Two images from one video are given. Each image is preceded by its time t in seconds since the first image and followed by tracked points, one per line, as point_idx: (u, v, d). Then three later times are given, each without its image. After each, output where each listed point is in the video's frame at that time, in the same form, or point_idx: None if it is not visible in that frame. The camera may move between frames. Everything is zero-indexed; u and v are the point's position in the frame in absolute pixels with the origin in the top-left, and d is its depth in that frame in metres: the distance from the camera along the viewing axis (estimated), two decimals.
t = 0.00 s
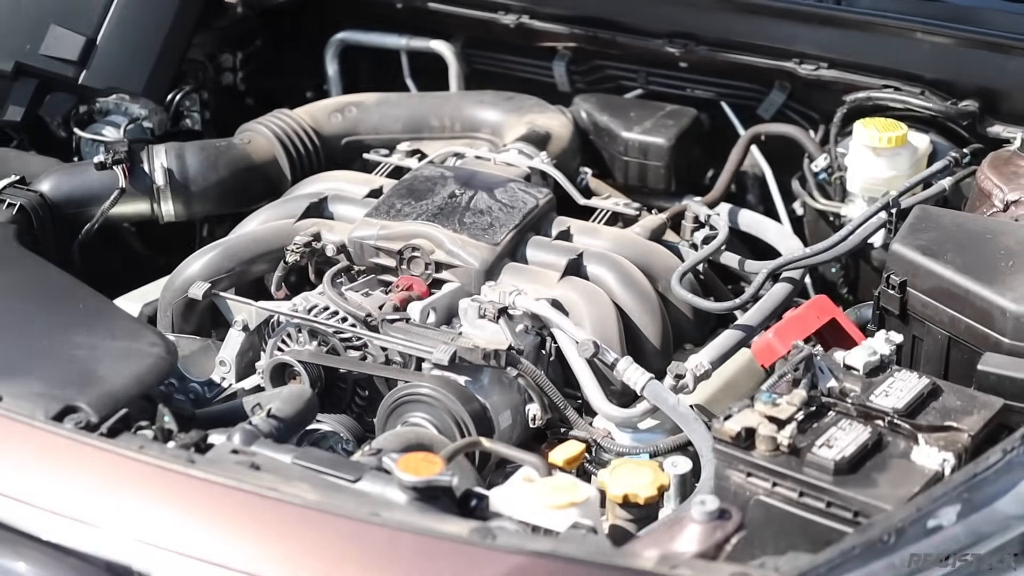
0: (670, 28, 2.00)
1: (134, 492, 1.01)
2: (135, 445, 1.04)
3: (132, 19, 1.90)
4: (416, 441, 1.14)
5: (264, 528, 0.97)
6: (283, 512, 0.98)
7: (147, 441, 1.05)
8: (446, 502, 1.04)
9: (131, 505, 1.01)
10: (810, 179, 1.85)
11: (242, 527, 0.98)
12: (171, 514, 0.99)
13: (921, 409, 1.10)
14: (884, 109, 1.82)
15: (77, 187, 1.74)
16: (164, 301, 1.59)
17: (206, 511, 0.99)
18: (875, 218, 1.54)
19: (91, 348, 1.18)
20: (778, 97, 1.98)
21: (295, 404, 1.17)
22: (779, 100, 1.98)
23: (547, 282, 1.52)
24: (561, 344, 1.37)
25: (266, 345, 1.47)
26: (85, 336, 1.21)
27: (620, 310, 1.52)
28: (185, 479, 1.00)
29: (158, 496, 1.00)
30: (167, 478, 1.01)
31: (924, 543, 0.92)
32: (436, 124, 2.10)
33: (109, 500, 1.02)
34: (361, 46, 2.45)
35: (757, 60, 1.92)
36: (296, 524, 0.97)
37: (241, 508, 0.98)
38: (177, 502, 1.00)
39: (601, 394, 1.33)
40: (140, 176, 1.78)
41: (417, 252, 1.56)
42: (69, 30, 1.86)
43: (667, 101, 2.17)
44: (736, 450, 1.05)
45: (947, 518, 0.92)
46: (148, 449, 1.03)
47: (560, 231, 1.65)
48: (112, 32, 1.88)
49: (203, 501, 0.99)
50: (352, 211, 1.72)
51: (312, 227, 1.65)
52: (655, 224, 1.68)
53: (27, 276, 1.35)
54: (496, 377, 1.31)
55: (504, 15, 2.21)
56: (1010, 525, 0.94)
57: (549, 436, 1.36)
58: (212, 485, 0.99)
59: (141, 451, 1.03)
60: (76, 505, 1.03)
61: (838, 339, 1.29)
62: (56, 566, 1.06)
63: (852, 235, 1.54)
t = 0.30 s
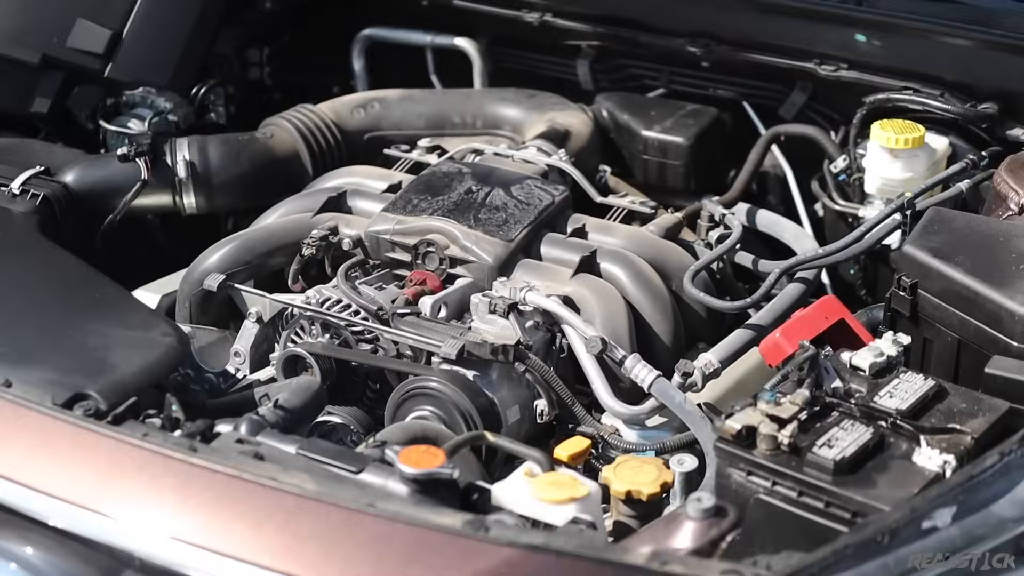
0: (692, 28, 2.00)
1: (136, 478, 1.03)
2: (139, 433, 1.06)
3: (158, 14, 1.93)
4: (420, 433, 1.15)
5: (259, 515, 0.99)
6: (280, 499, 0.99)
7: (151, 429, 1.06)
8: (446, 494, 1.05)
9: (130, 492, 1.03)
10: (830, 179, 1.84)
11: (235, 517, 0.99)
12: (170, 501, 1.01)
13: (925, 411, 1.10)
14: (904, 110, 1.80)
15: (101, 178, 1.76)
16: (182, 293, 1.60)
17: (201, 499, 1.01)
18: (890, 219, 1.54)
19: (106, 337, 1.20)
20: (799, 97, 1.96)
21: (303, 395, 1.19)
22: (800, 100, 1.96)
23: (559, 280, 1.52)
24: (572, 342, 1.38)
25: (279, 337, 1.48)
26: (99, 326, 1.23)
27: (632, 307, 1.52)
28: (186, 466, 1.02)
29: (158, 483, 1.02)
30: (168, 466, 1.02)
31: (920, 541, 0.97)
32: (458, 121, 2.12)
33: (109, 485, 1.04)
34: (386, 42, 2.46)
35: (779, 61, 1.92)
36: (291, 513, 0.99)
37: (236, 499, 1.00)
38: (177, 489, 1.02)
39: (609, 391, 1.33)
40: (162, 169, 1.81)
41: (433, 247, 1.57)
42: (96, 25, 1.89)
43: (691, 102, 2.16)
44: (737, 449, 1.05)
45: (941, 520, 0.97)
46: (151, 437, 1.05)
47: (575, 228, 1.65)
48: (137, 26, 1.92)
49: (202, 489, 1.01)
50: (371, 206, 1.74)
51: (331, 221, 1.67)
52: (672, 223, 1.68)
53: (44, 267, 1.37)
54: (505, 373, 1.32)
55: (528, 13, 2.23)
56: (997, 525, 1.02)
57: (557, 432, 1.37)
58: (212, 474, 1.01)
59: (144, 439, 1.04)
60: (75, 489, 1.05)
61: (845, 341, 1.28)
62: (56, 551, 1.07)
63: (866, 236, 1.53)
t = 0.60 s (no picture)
0: (714, 24, 1.98)
1: (130, 469, 1.03)
2: (138, 424, 1.07)
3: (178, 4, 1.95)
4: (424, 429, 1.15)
5: (249, 506, 0.99)
6: (272, 494, 0.99)
7: (149, 420, 1.07)
8: (446, 490, 1.04)
9: (124, 481, 1.03)
10: (852, 179, 1.82)
11: (228, 505, 0.99)
12: (163, 491, 1.01)
13: (936, 415, 1.09)
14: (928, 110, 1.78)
15: (118, 168, 1.77)
16: (195, 284, 1.60)
17: (192, 490, 1.01)
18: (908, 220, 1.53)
19: (113, 328, 1.21)
20: (822, 96, 1.94)
21: (307, 390, 1.18)
22: (823, 99, 1.94)
23: (572, 277, 1.50)
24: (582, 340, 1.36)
25: (289, 330, 1.48)
26: (108, 316, 1.23)
27: (646, 305, 1.51)
28: (179, 458, 1.03)
29: (149, 472, 1.03)
30: (162, 457, 1.03)
31: (931, 554, 0.98)
32: (478, 116, 2.10)
33: (102, 472, 1.04)
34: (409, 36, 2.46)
35: (801, 59, 1.90)
36: (284, 507, 0.99)
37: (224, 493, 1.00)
38: (170, 480, 1.02)
39: (618, 390, 1.31)
40: (180, 161, 1.81)
41: (446, 242, 1.57)
42: (117, 15, 1.91)
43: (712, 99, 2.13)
44: (742, 450, 1.03)
45: (945, 527, 0.96)
46: (149, 429, 1.06)
47: (591, 225, 1.64)
48: (158, 17, 1.93)
49: (192, 480, 1.01)
50: (387, 200, 1.74)
51: (346, 214, 1.67)
52: (688, 222, 1.67)
53: (55, 258, 1.38)
54: (513, 370, 1.31)
55: (550, 8, 2.22)
56: (1002, 530, 1.02)
57: (565, 432, 1.36)
58: (202, 467, 1.02)
59: (141, 430, 1.05)
60: (66, 474, 1.05)
61: (855, 342, 1.27)
62: (57, 541, 1.07)
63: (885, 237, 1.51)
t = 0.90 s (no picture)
0: (740, 18, 1.94)
1: (122, 465, 1.03)
2: (131, 420, 1.07)
3: None
4: (424, 429, 1.13)
5: (237, 504, 0.99)
6: (260, 494, 0.99)
7: (144, 417, 1.07)
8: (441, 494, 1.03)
9: (115, 478, 1.03)
10: (878, 178, 1.78)
11: (216, 504, 0.99)
12: (154, 489, 1.01)
13: (948, 425, 1.06)
14: (957, 109, 1.73)
15: (136, 157, 1.78)
16: (209, 276, 1.60)
17: (182, 489, 1.01)
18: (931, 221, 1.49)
19: (118, 321, 1.21)
20: (851, 92, 1.90)
21: (310, 386, 1.17)
22: (852, 95, 1.90)
23: (586, 275, 1.49)
24: (592, 339, 1.34)
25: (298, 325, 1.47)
26: (113, 309, 1.23)
27: (661, 304, 1.48)
28: (170, 456, 1.03)
29: (139, 469, 1.03)
30: (153, 454, 1.04)
31: (930, 571, 0.96)
32: (501, 108, 2.08)
33: (93, 468, 1.04)
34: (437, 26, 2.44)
35: (828, 54, 1.86)
36: (274, 506, 0.99)
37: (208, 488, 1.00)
38: (160, 478, 1.02)
39: (628, 391, 1.30)
40: (199, 151, 1.81)
41: (461, 237, 1.55)
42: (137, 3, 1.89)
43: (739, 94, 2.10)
44: (746, 458, 1.01)
45: (946, 543, 0.95)
46: (143, 425, 1.06)
47: (608, 221, 1.61)
48: (179, 6, 1.92)
49: (179, 478, 1.01)
50: (404, 193, 1.72)
51: (363, 208, 1.66)
52: (707, 220, 1.64)
53: (65, 250, 1.38)
54: (521, 369, 1.29)
55: None
56: (1005, 547, 1.00)
57: (572, 433, 1.34)
58: (189, 464, 1.02)
59: (135, 427, 1.06)
60: (52, 467, 1.05)
61: (869, 347, 1.24)
62: (51, 538, 1.07)
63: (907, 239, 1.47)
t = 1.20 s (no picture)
0: (767, 25, 1.92)
1: (108, 475, 1.05)
2: (120, 428, 1.09)
3: None
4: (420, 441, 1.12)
5: (218, 517, 1.01)
6: (241, 508, 1.01)
7: (134, 425, 1.09)
8: (432, 508, 1.03)
9: (101, 489, 1.05)
10: (905, 190, 1.74)
11: (198, 515, 1.01)
12: (139, 498, 1.03)
13: (950, 449, 1.06)
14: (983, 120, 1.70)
15: (158, 157, 1.81)
16: (226, 278, 1.60)
17: (164, 498, 1.03)
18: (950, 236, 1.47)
19: (122, 323, 1.23)
20: (879, 102, 1.87)
21: (314, 394, 1.18)
22: (880, 105, 1.86)
23: (597, 285, 1.47)
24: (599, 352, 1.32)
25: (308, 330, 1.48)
26: (120, 311, 1.26)
27: (672, 316, 1.47)
28: (156, 467, 1.05)
29: (124, 481, 1.05)
30: (140, 464, 1.05)
31: None
32: (526, 112, 2.07)
33: (81, 476, 1.06)
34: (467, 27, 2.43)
35: (854, 63, 1.83)
36: (254, 519, 1.00)
37: (181, 495, 1.02)
38: (146, 489, 1.04)
39: (633, 405, 1.28)
40: (220, 152, 1.83)
41: (474, 244, 1.54)
42: (164, 3, 1.92)
43: (768, 100, 2.07)
44: (740, 479, 1.00)
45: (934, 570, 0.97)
46: (131, 434, 1.08)
47: (624, 230, 1.59)
48: (203, 6, 1.94)
49: (164, 489, 1.03)
50: (422, 197, 1.72)
51: (379, 212, 1.65)
52: (725, 231, 1.61)
53: (79, 252, 1.40)
54: (525, 381, 1.29)
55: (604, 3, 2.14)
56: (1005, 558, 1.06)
57: (576, 446, 1.33)
58: (170, 472, 1.04)
59: (124, 436, 1.08)
60: (39, 471, 1.08)
61: (879, 365, 1.23)
62: (42, 545, 1.11)
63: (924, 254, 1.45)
